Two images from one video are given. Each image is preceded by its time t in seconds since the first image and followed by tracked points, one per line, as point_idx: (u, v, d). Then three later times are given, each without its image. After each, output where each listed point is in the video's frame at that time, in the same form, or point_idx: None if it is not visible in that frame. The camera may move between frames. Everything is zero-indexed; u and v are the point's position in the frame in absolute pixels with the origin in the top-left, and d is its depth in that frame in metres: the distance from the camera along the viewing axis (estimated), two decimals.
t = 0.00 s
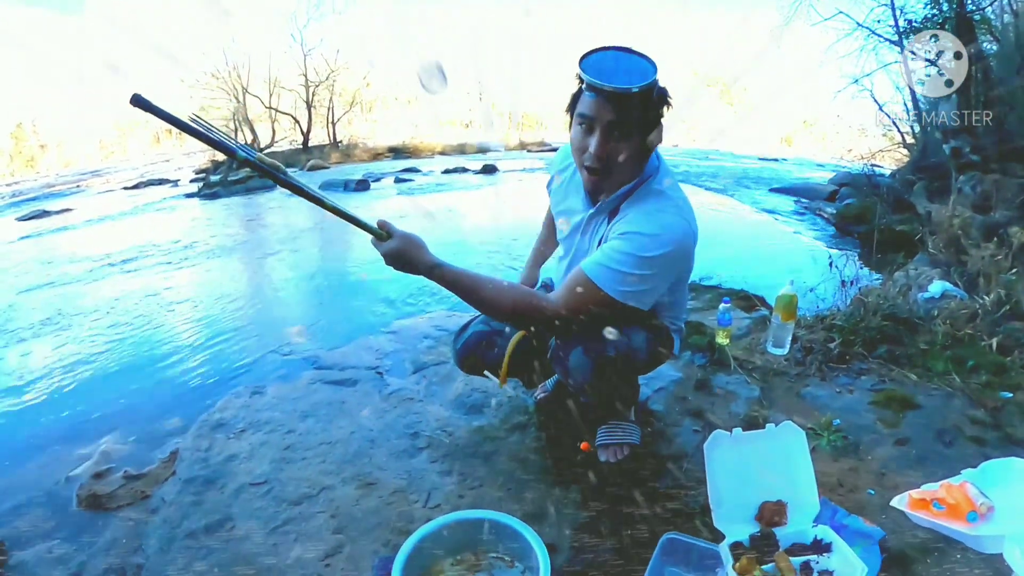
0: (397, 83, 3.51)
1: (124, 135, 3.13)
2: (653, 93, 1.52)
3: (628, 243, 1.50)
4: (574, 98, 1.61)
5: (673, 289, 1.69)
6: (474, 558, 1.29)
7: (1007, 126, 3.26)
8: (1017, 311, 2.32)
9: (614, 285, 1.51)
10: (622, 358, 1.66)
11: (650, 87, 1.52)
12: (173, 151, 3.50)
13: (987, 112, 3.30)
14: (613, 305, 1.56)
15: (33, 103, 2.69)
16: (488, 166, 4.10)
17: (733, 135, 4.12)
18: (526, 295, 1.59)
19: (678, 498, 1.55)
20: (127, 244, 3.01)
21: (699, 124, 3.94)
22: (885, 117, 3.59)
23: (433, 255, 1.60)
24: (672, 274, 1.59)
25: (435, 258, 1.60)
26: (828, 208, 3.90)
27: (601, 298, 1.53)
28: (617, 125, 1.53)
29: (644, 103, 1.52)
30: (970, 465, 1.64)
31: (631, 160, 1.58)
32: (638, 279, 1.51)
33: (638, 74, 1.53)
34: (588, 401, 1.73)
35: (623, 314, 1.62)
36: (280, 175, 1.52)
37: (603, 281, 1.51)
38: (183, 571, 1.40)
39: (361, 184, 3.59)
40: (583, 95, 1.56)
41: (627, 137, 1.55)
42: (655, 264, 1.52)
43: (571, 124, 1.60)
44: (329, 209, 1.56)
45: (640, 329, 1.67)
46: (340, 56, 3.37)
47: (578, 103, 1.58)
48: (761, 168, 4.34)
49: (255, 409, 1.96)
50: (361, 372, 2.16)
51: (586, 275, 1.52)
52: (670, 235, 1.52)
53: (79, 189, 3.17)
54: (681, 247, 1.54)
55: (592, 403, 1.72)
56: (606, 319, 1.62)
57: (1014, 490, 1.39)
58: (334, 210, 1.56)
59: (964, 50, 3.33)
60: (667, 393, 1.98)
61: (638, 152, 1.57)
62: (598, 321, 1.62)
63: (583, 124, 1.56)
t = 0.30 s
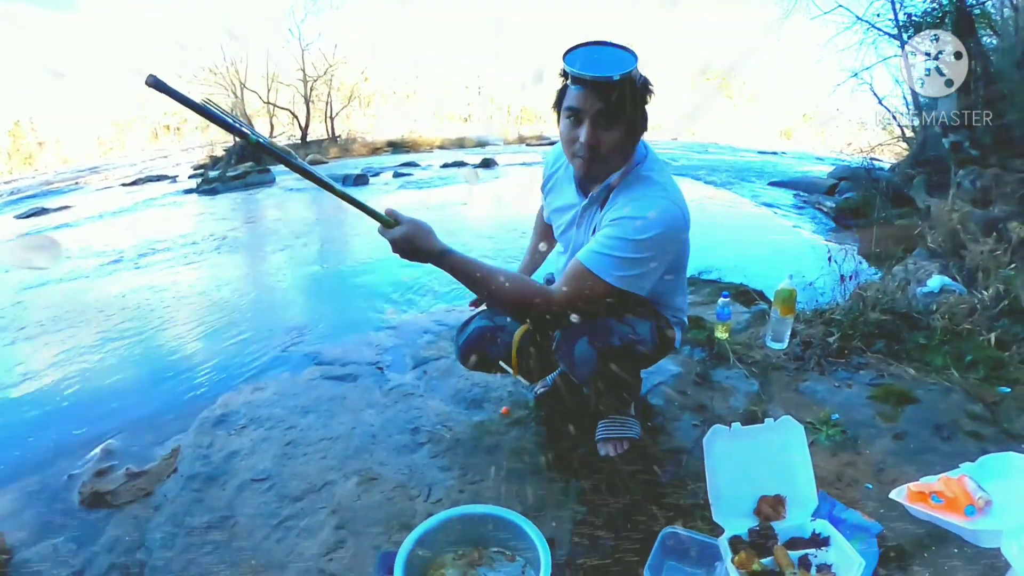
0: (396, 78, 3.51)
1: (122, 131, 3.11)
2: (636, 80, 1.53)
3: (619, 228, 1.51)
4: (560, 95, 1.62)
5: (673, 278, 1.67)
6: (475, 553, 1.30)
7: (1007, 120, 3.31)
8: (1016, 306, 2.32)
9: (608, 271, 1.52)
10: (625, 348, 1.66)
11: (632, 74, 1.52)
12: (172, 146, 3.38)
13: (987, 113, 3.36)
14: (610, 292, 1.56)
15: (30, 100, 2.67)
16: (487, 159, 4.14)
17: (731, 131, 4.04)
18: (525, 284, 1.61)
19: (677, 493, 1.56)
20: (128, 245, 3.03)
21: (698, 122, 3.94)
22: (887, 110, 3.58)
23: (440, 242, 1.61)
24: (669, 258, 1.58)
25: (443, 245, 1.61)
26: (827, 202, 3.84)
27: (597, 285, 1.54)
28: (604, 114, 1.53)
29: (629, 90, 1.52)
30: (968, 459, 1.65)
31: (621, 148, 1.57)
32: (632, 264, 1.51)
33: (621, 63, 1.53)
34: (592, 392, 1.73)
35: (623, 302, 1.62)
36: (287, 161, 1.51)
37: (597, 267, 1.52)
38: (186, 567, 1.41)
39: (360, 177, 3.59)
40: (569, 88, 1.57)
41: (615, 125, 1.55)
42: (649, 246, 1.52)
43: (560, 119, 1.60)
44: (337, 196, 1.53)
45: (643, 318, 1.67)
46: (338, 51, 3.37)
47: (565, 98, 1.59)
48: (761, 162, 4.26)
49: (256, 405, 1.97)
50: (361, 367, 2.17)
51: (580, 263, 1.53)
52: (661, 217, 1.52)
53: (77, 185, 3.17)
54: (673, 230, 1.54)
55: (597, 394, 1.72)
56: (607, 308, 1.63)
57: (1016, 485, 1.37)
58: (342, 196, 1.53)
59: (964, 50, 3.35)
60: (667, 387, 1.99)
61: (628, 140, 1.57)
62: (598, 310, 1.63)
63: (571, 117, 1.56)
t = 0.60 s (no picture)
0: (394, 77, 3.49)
1: (120, 132, 3.02)
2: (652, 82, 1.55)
3: (623, 220, 1.52)
4: (570, 96, 1.60)
5: (671, 273, 1.69)
6: (473, 552, 1.30)
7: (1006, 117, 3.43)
8: (1016, 304, 2.32)
9: (611, 262, 1.53)
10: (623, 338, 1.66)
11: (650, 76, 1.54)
12: (168, 146, 3.25)
13: (987, 112, 3.44)
14: (610, 282, 1.57)
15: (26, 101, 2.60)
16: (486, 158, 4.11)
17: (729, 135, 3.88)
18: (531, 273, 1.59)
19: (676, 491, 1.56)
20: (128, 249, 3.06)
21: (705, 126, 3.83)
22: (885, 109, 3.50)
23: (439, 230, 1.60)
24: (668, 253, 1.60)
25: (442, 232, 1.60)
26: (826, 200, 3.85)
27: (599, 276, 1.55)
28: (627, 116, 1.53)
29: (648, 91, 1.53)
30: (966, 457, 1.65)
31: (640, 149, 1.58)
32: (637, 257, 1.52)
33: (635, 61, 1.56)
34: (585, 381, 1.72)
35: (622, 290, 1.63)
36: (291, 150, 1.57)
37: (599, 258, 1.52)
38: (185, 567, 1.41)
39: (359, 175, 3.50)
40: (585, 90, 1.55)
41: (638, 124, 1.55)
42: (651, 239, 1.54)
43: (576, 121, 1.58)
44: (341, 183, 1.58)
45: (639, 310, 1.68)
46: (337, 50, 3.39)
47: (578, 100, 1.57)
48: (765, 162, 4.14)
49: (255, 405, 1.96)
50: (360, 366, 2.16)
51: (583, 252, 1.53)
52: (664, 212, 1.54)
53: (75, 186, 3.08)
54: (674, 225, 1.56)
55: (590, 384, 1.71)
56: (605, 296, 1.63)
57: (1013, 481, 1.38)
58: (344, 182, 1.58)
59: (963, 50, 3.38)
60: (665, 385, 1.99)
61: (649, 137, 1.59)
62: (596, 297, 1.63)
63: (594, 118, 1.54)
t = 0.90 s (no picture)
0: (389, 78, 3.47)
1: (115, 134, 3.05)
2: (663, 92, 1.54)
3: (631, 230, 1.53)
4: (576, 101, 1.59)
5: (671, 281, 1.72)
6: (466, 556, 1.28)
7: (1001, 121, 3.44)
8: (1009, 306, 2.32)
9: (617, 271, 1.54)
10: (625, 341, 1.65)
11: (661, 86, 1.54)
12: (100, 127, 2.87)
13: (987, 113, 3.45)
14: (616, 290, 1.59)
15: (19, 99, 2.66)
16: (480, 162, 3.97)
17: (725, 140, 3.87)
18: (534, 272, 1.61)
19: (671, 493, 1.56)
20: (123, 248, 3.05)
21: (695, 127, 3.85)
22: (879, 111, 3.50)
23: (441, 231, 1.60)
24: (672, 263, 1.63)
25: (444, 234, 1.60)
26: (821, 202, 3.83)
27: (604, 282, 1.56)
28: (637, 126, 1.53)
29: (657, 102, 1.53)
30: (960, 458, 1.65)
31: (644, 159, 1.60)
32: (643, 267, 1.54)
33: (643, 70, 1.55)
34: (589, 387, 1.68)
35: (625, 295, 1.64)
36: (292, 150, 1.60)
37: (606, 266, 1.54)
38: (177, 572, 1.39)
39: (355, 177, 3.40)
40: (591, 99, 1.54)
41: (643, 135, 1.56)
42: (657, 250, 1.56)
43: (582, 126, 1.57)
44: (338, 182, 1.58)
45: (643, 314, 1.69)
46: (331, 52, 3.33)
47: (585, 106, 1.56)
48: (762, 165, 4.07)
49: (247, 409, 1.95)
50: (353, 370, 2.15)
51: (590, 258, 1.54)
52: (671, 224, 1.56)
53: (68, 189, 3.04)
54: (680, 237, 1.58)
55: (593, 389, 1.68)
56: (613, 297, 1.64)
57: (1011, 485, 1.37)
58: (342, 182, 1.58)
59: (963, 50, 3.37)
60: (660, 388, 1.99)
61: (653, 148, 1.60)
62: (605, 298, 1.63)
63: (599, 127, 1.55)
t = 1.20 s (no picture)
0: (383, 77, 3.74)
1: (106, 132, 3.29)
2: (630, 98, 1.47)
3: (616, 241, 1.50)
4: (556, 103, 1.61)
5: (661, 288, 1.69)
6: (459, 556, 1.29)
7: (996, 124, 3.28)
8: (1000, 305, 2.34)
9: (600, 283, 1.52)
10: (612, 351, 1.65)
11: (629, 91, 1.47)
12: (156, 147, 3.66)
13: (987, 113, 3.31)
14: (600, 301, 1.57)
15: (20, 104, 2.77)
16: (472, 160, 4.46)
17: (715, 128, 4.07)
18: (527, 285, 1.59)
19: (662, 492, 1.56)
20: (125, 256, 3.10)
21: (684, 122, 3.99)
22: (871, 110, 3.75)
23: (434, 229, 1.56)
24: (660, 273, 1.60)
25: (436, 232, 1.57)
26: (813, 202, 4.02)
27: (588, 294, 1.54)
28: (595, 130, 1.49)
29: (619, 107, 1.47)
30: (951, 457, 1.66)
31: (609, 166, 1.54)
32: (626, 279, 1.51)
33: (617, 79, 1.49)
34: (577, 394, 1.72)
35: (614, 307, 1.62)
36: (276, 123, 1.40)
37: (590, 279, 1.51)
38: (170, 572, 1.39)
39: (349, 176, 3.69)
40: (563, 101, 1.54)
41: (603, 143, 1.51)
42: (643, 263, 1.53)
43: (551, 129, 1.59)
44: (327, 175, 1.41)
45: (630, 323, 1.67)
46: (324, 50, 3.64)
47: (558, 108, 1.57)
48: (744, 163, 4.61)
49: (241, 408, 1.94)
50: (346, 369, 2.15)
51: (573, 270, 1.52)
52: (658, 235, 1.52)
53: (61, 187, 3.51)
54: (668, 248, 1.55)
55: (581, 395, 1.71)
56: (598, 309, 1.62)
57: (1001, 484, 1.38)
58: (333, 176, 1.42)
59: (963, 50, 3.38)
60: (652, 386, 2.00)
61: (617, 158, 1.54)
62: (591, 311, 1.62)
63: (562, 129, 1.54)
